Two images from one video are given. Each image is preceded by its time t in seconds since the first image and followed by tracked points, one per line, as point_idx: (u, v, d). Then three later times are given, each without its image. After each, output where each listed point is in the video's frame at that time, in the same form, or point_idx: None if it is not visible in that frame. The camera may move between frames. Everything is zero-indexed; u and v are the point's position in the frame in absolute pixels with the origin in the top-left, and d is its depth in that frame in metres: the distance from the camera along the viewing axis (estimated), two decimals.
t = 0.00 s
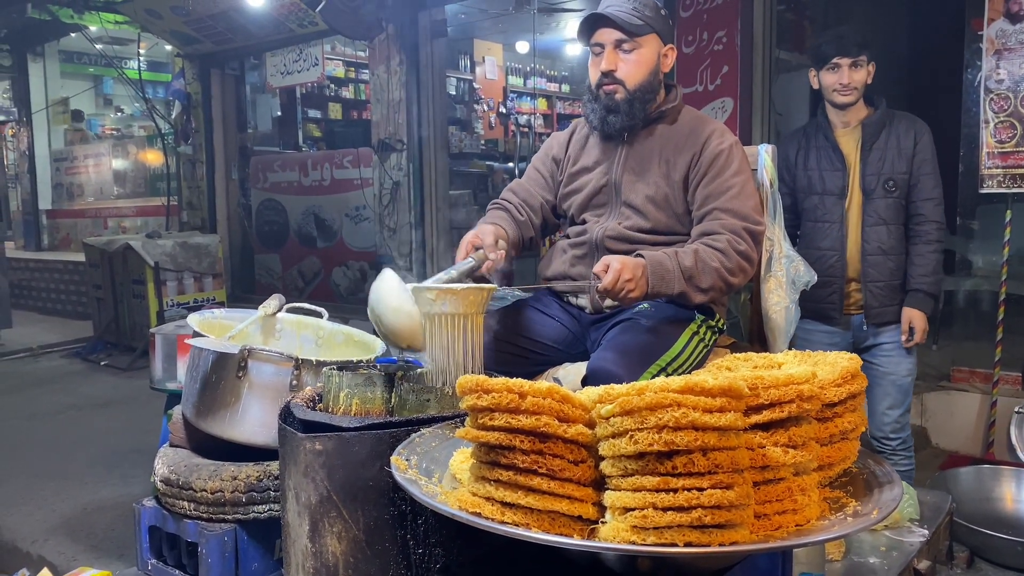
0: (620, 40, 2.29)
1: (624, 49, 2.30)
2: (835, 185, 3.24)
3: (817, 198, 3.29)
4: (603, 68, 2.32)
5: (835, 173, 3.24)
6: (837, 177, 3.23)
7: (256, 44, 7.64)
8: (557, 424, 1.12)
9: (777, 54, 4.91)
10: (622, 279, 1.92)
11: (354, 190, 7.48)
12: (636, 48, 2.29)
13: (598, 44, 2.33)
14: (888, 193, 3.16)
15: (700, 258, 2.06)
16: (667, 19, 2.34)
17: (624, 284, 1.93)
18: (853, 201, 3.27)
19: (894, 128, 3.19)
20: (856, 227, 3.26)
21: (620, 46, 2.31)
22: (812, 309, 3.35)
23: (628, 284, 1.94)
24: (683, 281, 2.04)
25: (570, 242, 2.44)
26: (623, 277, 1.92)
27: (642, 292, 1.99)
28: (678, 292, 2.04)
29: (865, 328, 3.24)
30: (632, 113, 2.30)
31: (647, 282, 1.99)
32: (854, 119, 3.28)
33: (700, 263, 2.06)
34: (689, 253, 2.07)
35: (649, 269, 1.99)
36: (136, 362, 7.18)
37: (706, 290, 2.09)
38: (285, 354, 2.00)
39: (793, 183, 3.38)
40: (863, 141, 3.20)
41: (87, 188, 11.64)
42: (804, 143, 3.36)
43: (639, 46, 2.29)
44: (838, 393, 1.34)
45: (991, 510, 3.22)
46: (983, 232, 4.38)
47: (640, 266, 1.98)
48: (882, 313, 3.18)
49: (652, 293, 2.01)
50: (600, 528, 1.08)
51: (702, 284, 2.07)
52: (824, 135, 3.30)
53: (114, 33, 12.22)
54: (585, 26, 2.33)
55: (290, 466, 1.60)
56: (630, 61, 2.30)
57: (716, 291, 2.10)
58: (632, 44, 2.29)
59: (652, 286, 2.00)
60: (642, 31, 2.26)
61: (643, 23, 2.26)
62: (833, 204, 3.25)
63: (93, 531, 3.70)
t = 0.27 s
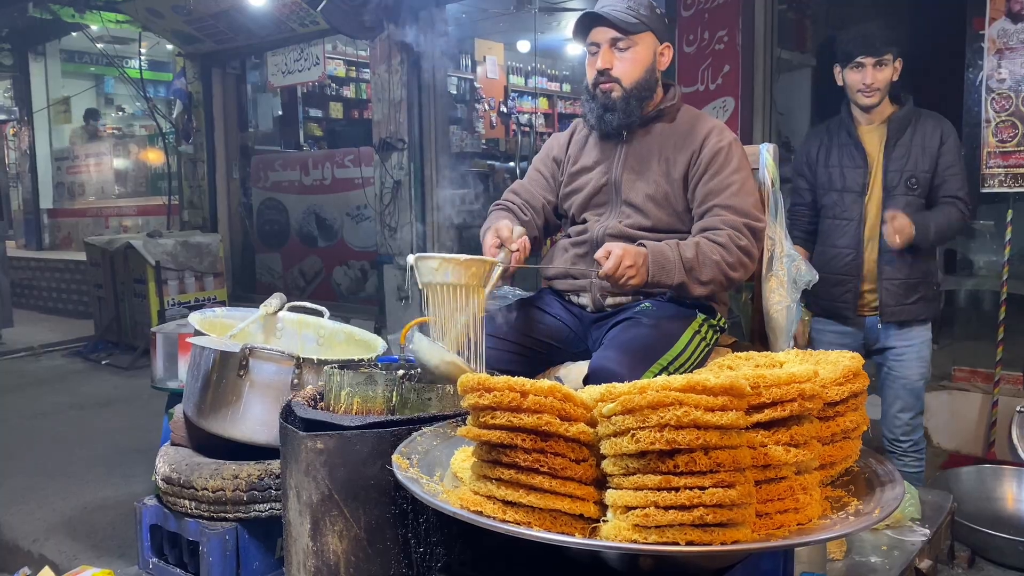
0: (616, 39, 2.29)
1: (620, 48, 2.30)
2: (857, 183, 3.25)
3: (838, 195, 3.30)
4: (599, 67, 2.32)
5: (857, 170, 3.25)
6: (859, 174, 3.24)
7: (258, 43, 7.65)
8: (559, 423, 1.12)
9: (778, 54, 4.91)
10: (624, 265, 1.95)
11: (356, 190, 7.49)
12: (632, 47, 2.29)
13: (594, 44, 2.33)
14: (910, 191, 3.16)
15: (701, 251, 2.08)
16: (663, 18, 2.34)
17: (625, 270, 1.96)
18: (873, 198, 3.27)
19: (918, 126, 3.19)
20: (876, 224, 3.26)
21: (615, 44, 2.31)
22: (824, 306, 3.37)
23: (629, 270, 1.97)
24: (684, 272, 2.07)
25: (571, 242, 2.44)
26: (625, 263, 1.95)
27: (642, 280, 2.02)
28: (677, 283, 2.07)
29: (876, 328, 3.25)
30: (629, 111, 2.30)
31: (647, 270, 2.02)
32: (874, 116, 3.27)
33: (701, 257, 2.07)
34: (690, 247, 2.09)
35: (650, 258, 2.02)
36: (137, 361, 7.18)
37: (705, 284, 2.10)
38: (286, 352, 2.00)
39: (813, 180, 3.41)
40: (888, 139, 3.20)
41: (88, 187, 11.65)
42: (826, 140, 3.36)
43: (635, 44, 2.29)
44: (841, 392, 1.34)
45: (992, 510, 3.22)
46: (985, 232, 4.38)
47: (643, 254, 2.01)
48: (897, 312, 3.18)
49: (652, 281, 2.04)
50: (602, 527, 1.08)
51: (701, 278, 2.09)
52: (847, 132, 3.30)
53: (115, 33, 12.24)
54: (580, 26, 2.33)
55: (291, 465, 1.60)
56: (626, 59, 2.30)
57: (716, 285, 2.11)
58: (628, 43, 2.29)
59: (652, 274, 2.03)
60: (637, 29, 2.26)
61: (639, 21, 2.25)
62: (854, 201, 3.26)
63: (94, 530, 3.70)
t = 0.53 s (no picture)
0: (605, 39, 2.28)
1: (609, 48, 2.29)
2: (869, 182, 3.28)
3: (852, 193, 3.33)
4: (588, 67, 2.32)
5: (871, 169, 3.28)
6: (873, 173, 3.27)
7: (260, 43, 7.65)
8: (561, 423, 1.12)
9: (780, 54, 4.91)
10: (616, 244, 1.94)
11: (357, 189, 7.49)
12: (620, 46, 2.28)
13: (583, 45, 2.33)
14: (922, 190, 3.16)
15: (693, 241, 2.08)
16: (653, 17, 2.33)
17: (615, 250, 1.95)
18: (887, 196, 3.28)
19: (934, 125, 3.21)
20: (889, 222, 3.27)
21: (604, 45, 2.30)
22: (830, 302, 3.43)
23: (619, 252, 1.96)
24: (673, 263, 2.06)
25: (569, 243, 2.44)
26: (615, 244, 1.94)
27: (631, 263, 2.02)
28: (665, 271, 2.06)
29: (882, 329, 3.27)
30: (619, 110, 2.30)
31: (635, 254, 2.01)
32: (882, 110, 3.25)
33: (692, 250, 2.08)
34: (682, 240, 2.08)
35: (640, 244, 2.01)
36: (139, 360, 7.19)
37: (695, 276, 2.10)
38: (288, 351, 2.01)
39: (831, 178, 3.45)
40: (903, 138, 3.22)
41: (91, 186, 11.69)
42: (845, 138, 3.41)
43: (623, 44, 2.28)
44: (843, 392, 1.34)
45: (994, 511, 3.21)
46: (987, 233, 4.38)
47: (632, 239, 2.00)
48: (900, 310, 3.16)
49: (640, 267, 2.03)
50: (605, 527, 1.07)
51: (692, 270, 2.09)
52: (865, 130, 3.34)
53: (117, 32, 12.26)
54: (571, 26, 2.33)
55: (294, 464, 1.60)
56: (614, 59, 2.29)
57: (707, 276, 2.11)
58: (616, 42, 2.28)
59: (641, 259, 2.03)
60: (625, 29, 2.26)
61: (627, 21, 2.25)
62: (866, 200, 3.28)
63: (96, 529, 3.70)
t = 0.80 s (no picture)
0: (588, 42, 2.34)
1: (591, 50, 2.34)
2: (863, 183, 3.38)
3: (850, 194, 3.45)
4: (573, 69, 2.39)
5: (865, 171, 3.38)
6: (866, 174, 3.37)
7: (263, 43, 7.67)
8: (566, 422, 1.12)
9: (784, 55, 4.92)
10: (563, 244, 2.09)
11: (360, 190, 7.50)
12: (602, 48, 2.33)
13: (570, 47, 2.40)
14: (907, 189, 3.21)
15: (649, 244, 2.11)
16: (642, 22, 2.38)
17: (561, 250, 2.10)
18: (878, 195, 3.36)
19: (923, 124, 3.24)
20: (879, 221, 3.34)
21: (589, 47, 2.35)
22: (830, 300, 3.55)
23: (566, 251, 2.10)
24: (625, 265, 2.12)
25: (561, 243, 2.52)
26: (562, 244, 2.09)
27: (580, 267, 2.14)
28: (619, 273, 2.13)
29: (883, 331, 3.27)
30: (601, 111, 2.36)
31: (586, 258, 2.13)
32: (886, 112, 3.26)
33: (649, 252, 2.10)
34: (639, 242, 2.13)
35: (591, 246, 2.12)
36: (142, 360, 7.20)
37: (653, 277, 2.13)
38: (292, 351, 2.01)
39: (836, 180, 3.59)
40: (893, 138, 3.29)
41: (94, 187, 11.73)
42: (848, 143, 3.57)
43: (605, 45, 2.33)
44: (848, 393, 1.34)
45: (997, 513, 3.20)
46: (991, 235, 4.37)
47: (586, 242, 2.13)
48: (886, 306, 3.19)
49: (593, 269, 2.14)
50: (610, 527, 1.08)
51: (648, 272, 2.11)
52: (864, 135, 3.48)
53: (121, 32, 12.30)
54: (557, 30, 2.41)
55: (298, 463, 1.60)
56: (597, 60, 2.34)
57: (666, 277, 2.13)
58: (599, 44, 2.33)
59: (591, 262, 2.13)
60: (607, 31, 2.30)
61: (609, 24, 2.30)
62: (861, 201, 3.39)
63: (99, 528, 3.71)
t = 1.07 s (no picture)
0: (568, 48, 2.46)
1: (572, 56, 2.47)
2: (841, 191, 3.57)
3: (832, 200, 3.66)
4: (555, 74, 2.52)
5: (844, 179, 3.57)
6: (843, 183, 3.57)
7: (268, 44, 7.68)
8: (572, 423, 1.12)
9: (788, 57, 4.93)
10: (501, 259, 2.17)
11: (365, 191, 7.50)
12: (582, 54, 2.45)
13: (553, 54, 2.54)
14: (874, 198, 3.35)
15: (591, 251, 2.18)
16: (625, 28, 2.49)
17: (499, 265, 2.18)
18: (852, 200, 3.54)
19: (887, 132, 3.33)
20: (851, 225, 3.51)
21: (570, 53, 2.48)
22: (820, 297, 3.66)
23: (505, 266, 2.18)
24: (569, 271, 2.20)
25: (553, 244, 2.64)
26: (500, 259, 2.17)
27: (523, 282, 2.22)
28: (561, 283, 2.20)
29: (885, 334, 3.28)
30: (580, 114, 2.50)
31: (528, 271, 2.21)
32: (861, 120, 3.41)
33: (593, 258, 2.18)
34: (585, 249, 2.21)
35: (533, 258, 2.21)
36: (146, 360, 7.22)
37: (599, 281, 2.20)
38: (298, 351, 2.02)
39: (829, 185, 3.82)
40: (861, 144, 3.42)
41: (99, 187, 11.78)
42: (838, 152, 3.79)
43: (585, 51, 2.45)
44: (852, 395, 1.34)
45: (999, 515, 3.21)
46: (996, 237, 4.37)
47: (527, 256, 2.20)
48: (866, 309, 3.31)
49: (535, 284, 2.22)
50: (615, 527, 1.08)
51: (592, 276, 2.19)
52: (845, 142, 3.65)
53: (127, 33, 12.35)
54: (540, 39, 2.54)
55: (304, 463, 1.61)
56: (576, 65, 2.47)
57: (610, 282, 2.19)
58: (579, 50, 2.45)
59: (534, 274, 2.21)
60: (586, 38, 2.43)
61: (588, 30, 2.43)
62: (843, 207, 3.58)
63: (104, 528, 3.72)
